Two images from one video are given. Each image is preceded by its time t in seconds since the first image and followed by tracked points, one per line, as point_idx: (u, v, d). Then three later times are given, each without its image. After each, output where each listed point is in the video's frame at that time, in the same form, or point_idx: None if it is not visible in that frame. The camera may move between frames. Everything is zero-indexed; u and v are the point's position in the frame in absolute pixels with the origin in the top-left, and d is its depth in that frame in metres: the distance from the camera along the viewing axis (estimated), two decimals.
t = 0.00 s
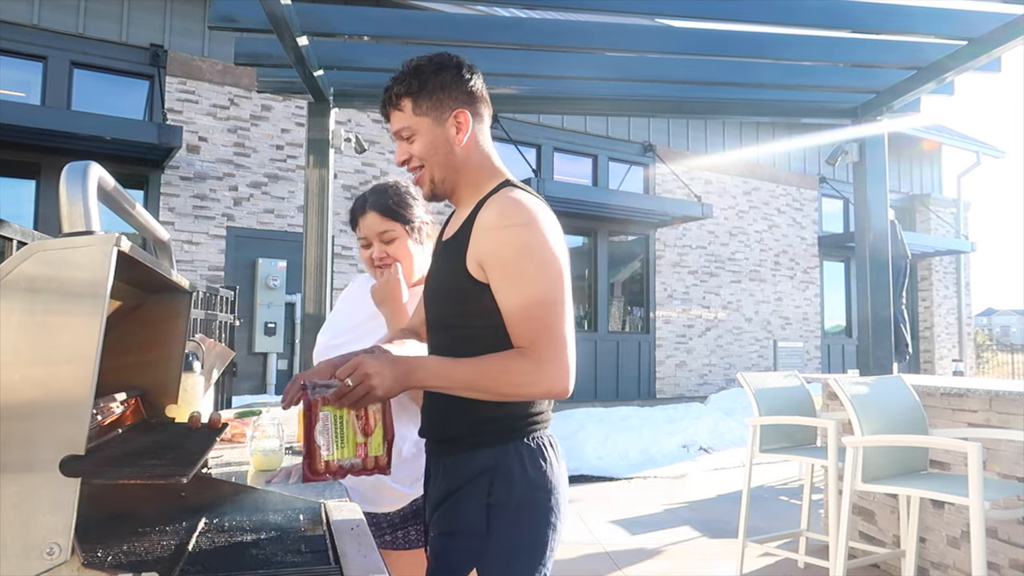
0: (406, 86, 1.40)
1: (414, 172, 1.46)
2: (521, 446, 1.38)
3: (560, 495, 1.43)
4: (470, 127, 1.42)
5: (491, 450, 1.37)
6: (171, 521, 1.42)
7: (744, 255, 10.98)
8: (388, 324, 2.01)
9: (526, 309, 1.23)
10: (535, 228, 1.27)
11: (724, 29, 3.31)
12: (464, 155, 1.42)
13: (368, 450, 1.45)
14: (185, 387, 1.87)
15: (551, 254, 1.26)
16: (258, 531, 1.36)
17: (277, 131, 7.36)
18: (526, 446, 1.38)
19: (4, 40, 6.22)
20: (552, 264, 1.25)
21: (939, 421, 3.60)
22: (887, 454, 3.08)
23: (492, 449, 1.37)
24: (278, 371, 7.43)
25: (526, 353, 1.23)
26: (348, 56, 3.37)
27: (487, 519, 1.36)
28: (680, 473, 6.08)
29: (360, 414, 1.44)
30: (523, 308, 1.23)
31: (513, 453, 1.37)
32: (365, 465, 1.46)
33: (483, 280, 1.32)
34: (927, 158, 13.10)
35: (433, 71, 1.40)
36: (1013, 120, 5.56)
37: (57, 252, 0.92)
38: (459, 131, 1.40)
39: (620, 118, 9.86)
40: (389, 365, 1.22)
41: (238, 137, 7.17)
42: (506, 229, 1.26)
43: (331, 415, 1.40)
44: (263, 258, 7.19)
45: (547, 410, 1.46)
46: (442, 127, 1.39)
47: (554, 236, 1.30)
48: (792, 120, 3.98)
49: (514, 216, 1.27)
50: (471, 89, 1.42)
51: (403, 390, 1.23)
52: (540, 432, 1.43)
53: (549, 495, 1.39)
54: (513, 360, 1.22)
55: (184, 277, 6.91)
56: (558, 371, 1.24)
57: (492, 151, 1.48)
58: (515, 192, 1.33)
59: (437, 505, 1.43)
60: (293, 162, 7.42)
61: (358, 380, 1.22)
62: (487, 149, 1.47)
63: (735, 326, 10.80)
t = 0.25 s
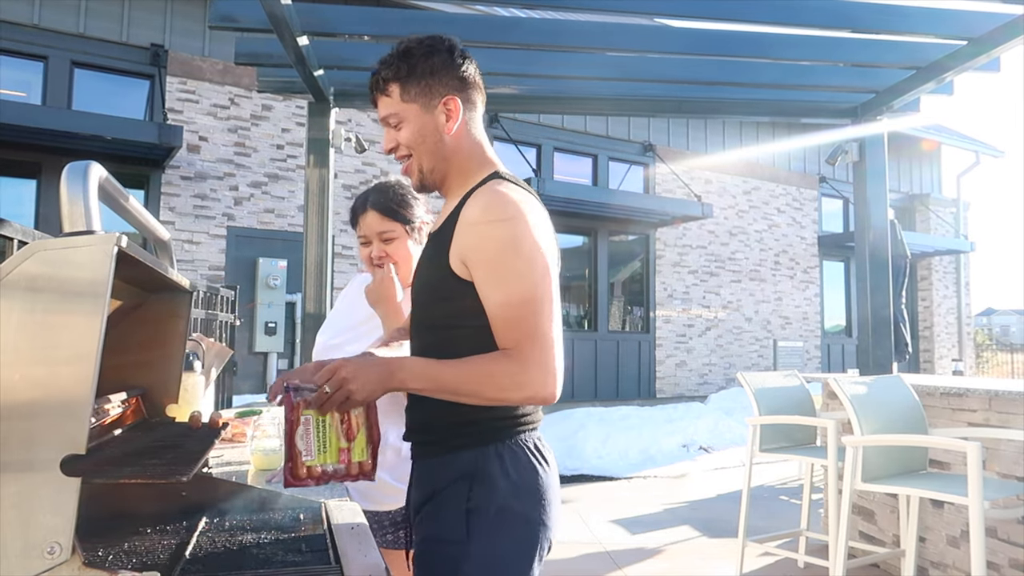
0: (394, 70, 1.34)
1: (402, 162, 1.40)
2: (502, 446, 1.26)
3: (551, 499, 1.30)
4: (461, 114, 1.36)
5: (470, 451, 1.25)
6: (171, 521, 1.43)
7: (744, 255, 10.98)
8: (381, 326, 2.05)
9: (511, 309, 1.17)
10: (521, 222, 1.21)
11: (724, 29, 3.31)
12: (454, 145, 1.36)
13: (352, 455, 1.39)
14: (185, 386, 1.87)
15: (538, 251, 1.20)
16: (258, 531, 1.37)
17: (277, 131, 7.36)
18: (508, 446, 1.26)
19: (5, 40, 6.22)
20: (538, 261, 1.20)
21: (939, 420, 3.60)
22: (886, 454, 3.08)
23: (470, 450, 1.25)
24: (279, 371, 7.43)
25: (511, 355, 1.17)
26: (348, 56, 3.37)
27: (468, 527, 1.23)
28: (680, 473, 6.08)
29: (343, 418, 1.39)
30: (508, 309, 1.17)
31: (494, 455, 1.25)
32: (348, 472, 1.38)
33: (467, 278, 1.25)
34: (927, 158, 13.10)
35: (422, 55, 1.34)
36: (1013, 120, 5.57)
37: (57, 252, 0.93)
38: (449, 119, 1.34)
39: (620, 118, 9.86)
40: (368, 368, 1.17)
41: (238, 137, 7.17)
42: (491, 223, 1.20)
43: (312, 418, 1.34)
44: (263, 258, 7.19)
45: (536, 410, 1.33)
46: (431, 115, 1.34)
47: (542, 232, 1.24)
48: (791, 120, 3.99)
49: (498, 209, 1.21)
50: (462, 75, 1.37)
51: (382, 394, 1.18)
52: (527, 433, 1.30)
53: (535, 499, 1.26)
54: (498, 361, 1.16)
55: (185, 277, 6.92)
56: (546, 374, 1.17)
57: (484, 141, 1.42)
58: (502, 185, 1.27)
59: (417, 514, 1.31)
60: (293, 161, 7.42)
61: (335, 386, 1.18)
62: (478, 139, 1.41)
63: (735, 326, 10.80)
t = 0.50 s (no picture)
0: (380, 63, 1.33)
1: (388, 155, 1.39)
2: (487, 452, 1.25)
3: (543, 505, 1.28)
4: (448, 109, 1.34)
5: (454, 459, 1.25)
6: (171, 521, 1.43)
7: (744, 255, 10.98)
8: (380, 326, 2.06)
9: (489, 312, 1.14)
10: (501, 224, 1.18)
11: (724, 29, 3.31)
12: (440, 140, 1.35)
13: (335, 465, 1.38)
14: (185, 387, 1.88)
15: (518, 252, 1.17)
16: (257, 532, 1.36)
17: (277, 131, 7.36)
18: (495, 453, 1.25)
19: (5, 40, 6.22)
20: (518, 263, 1.16)
21: (938, 420, 3.60)
22: (886, 454, 3.08)
23: (459, 457, 1.25)
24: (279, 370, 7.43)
25: (488, 360, 1.13)
26: (348, 56, 3.37)
27: (458, 535, 1.22)
28: (680, 473, 6.08)
29: (323, 429, 1.38)
30: (486, 311, 1.14)
31: (482, 462, 1.24)
32: (333, 481, 1.39)
33: (447, 282, 1.22)
34: (927, 158, 13.10)
35: (410, 47, 1.32)
36: (1013, 120, 5.57)
37: (57, 252, 0.93)
38: (435, 114, 1.32)
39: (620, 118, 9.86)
40: (344, 373, 1.14)
41: (238, 137, 7.17)
42: (469, 224, 1.18)
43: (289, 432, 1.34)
44: (263, 258, 7.19)
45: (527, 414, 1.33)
46: (416, 109, 1.32)
47: (524, 233, 1.21)
48: (791, 120, 4.00)
49: (477, 211, 1.19)
50: (451, 70, 1.34)
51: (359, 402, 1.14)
52: (518, 438, 1.29)
53: (526, 506, 1.25)
54: (475, 367, 1.13)
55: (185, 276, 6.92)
56: (525, 380, 1.13)
57: (473, 137, 1.40)
58: (484, 186, 1.25)
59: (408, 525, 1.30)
60: (293, 161, 7.42)
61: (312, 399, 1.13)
62: (466, 135, 1.38)
63: (735, 326, 10.80)
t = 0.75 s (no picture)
0: (368, 59, 1.33)
1: (374, 152, 1.39)
2: (486, 451, 1.25)
3: (543, 502, 1.28)
4: (434, 109, 1.33)
5: (452, 458, 1.25)
6: (171, 521, 1.43)
7: (744, 255, 10.98)
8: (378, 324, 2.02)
9: (486, 310, 1.14)
10: (498, 220, 1.19)
11: (724, 29, 3.31)
12: (426, 138, 1.34)
13: (328, 462, 1.38)
14: (185, 387, 1.88)
15: (515, 249, 1.17)
16: (257, 531, 1.36)
17: (277, 130, 7.36)
18: (494, 452, 1.25)
19: (5, 40, 6.22)
20: (515, 259, 1.17)
21: (938, 420, 3.60)
22: (886, 454, 3.08)
23: (457, 457, 1.25)
24: (279, 370, 7.43)
25: (487, 357, 1.13)
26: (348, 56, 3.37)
27: (459, 535, 1.22)
28: (680, 473, 6.08)
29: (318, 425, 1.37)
30: (483, 309, 1.14)
31: (480, 461, 1.24)
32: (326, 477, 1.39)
33: (444, 281, 1.22)
34: (927, 158, 13.10)
35: (399, 43, 1.32)
36: (1013, 120, 5.57)
37: (57, 251, 0.93)
38: (421, 113, 1.32)
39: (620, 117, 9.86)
40: (339, 373, 1.15)
41: (238, 137, 7.17)
42: (466, 221, 1.18)
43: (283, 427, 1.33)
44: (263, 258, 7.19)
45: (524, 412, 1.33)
46: (403, 107, 1.32)
47: (520, 230, 1.21)
48: (791, 120, 3.99)
49: (473, 207, 1.19)
50: (440, 69, 1.34)
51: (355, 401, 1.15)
52: (515, 436, 1.29)
53: (526, 504, 1.25)
54: (473, 364, 1.13)
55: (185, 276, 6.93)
56: (523, 376, 1.13)
57: (461, 137, 1.40)
58: (480, 183, 1.25)
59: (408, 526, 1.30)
60: (292, 161, 7.42)
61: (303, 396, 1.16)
62: (454, 134, 1.38)
63: (735, 326, 10.79)
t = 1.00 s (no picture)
0: (350, 66, 1.34)
1: (361, 158, 1.39)
2: (488, 451, 1.25)
3: (544, 499, 1.28)
4: (418, 112, 1.33)
5: (455, 458, 1.25)
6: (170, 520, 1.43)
7: (744, 255, 10.98)
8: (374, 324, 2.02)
9: (487, 303, 1.14)
10: (497, 216, 1.20)
11: (723, 29, 3.31)
12: (411, 142, 1.34)
13: (324, 460, 1.54)
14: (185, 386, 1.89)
15: (514, 244, 1.18)
16: (257, 531, 1.36)
17: (277, 130, 7.36)
18: (496, 450, 1.25)
19: (5, 40, 6.22)
20: (515, 254, 1.17)
21: (939, 420, 3.60)
22: (886, 454, 3.08)
23: (458, 456, 1.25)
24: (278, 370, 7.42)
25: (490, 350, 1.13)
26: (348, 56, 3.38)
27: (462, 534, 1.22)
28: (680, 473, 6.09)
29: (316, 424, 1.54)
30: (484, 303, 1.15)
31: (482, 460, 1.24)
32: (321, 473, 1.55)
33: (443, 278, 1.22)
34: (927, 158, 13.10)
35: (379, 51, 1.32)
36: (1013, 120, 5.57)
37: (56, 251, 0.93)
38: (404, 117, 1.32)
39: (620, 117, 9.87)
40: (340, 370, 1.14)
41: (238, 137, 7.17)
42: (465, 217, 1.19)
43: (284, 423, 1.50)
44: (263, 258, 7.19)
45: (524, 410, 1.32)
46: (386, 112, 1.32)
47: (518, 226, 1.22)
48: (791, 120, 3.99)
49: (471, 203, 1.20)
50: (421, 72, 1.33)
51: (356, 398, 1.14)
52: (515, 434, 1.29)
53: (528, 502, 1.25)
54: (476, 358, 1.13)
55: (185, 276, 6.93)
56: (527, 369, 1.14)
57: (446, 139, 1.40)
58: (476, 181, 1.26)
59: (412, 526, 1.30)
60: (292, 161, 7.43)
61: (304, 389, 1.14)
62: (439, 137, 1.38)
63: (735, 326, 10.79)
